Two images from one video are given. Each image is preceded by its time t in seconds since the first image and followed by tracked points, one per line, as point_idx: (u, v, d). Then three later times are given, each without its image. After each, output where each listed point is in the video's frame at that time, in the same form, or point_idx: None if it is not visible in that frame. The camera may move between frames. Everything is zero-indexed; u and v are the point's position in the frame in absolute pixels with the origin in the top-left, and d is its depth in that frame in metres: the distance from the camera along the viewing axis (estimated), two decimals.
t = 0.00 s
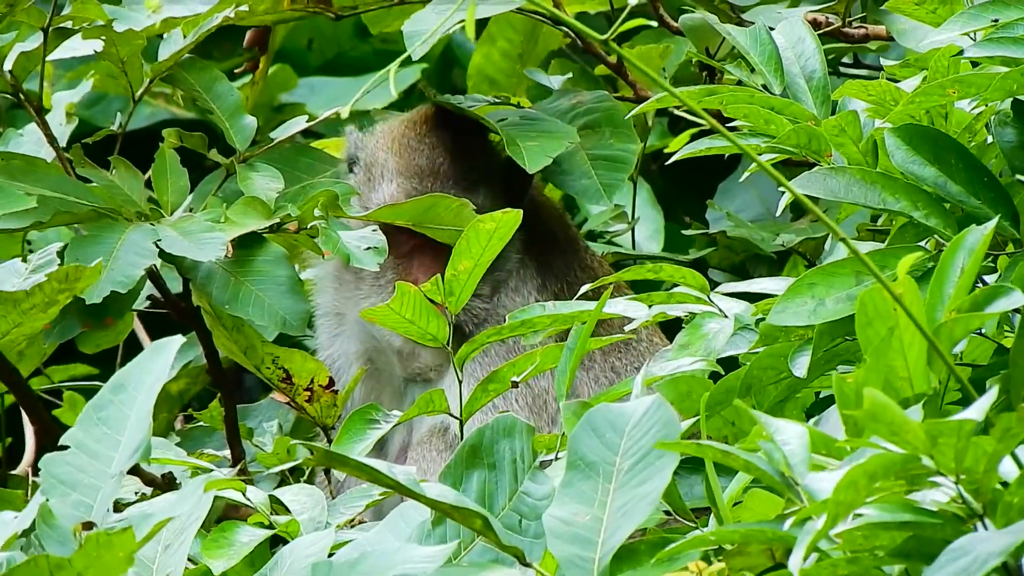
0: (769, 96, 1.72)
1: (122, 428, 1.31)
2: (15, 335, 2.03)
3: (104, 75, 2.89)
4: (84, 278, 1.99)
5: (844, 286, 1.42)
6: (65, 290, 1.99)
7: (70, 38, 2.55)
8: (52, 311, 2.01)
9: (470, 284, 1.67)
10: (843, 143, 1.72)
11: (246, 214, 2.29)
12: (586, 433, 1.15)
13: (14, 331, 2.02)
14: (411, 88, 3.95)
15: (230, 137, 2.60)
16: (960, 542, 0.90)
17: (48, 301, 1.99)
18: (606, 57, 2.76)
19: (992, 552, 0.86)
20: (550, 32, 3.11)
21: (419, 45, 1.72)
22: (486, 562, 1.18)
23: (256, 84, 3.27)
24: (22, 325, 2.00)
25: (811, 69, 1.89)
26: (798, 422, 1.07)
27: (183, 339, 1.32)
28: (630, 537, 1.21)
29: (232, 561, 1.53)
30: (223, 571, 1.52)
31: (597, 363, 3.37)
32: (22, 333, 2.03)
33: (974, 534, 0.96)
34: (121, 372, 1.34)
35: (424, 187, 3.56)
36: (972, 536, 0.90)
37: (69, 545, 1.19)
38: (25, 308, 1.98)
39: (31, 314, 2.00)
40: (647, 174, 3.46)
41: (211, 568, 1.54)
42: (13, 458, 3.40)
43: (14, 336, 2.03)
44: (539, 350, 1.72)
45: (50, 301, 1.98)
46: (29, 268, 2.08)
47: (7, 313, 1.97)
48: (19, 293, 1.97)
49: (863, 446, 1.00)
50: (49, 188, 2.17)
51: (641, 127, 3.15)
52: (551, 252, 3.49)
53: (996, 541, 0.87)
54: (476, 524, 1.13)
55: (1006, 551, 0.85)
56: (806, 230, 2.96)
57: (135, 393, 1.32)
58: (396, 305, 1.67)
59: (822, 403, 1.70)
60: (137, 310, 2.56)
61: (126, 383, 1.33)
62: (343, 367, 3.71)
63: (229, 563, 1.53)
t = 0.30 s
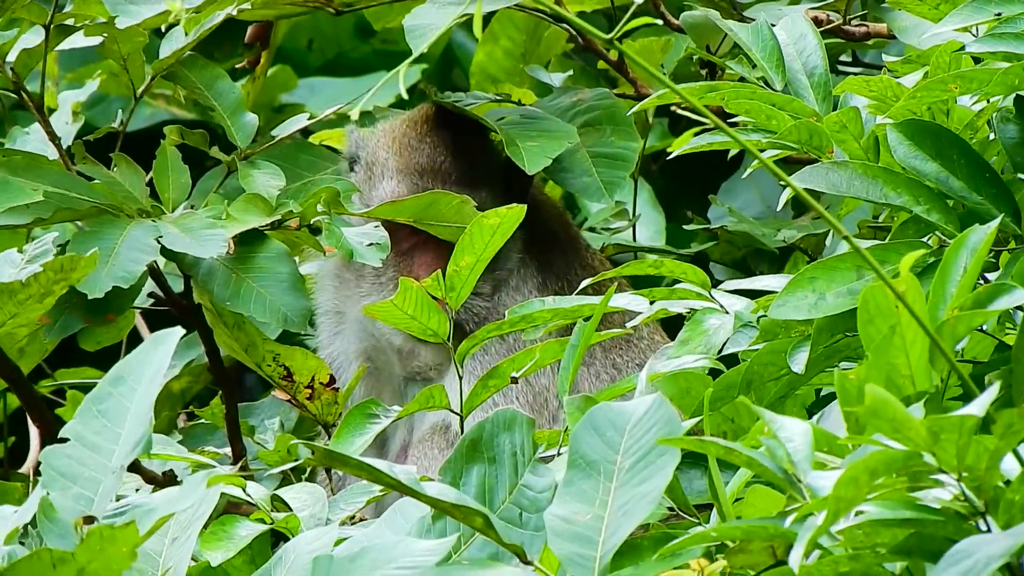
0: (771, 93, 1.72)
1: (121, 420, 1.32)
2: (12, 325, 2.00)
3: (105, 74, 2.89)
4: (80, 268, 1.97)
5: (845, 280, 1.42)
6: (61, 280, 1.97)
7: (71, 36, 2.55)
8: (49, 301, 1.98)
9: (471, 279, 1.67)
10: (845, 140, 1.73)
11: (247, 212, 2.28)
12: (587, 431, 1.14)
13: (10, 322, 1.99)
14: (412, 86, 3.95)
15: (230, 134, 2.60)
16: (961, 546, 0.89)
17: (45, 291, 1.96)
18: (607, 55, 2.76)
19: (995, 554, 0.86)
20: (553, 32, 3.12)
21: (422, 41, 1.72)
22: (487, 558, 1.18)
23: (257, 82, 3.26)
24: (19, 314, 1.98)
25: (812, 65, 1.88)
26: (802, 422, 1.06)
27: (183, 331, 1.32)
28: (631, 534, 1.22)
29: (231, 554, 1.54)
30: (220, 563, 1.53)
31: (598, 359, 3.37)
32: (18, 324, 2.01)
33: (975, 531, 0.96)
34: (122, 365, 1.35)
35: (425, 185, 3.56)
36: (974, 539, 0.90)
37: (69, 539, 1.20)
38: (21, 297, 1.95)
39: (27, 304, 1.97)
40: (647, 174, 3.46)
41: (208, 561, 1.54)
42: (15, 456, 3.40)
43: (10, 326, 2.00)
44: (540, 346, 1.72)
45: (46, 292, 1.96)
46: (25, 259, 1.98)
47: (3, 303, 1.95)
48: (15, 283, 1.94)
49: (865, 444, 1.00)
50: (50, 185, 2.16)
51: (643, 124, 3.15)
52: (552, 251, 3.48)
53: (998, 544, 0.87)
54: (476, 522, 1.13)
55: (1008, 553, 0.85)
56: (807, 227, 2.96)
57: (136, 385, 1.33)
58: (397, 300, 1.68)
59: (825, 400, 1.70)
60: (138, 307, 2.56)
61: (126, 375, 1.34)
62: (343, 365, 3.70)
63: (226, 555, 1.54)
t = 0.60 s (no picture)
0: (771, 94, 1.73)
1: (130, 422, 1.32)
2: (13, 333, 2.00)
3: (106, 74, 2.89)
4: (83, 282, 1.97)
5: (847, 282, 1.42)
6: (64, 292, 1.96)
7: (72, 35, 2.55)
8: (51, 311, 1.96)
9: (473, 280, 1.67)
10: (845, 141, 1.72)
11: (249, 210, 2.29)
12: (587, 430, 1.15)
13: (14, 329, 1.99)
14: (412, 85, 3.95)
15: (231, 133, 2.61)
16: (963, 546, 0.90)
17: (47, 301, 1.95)
18: (608, 54, 2.76)
19: (996, 554, 0.86)
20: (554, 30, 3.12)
21: (423, 38, 1.72)
22: (488, 558, 1.18)
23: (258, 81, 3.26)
24: (22, 323, 1.97)
25: (810, 65, 1.89)
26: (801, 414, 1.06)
27: (194, 335, 1.33)
28: (633, 533, 1.23)
29: (236, 559, 1.54)
30: (226, 568, 1.53)
31: (598, 359, 3.38)
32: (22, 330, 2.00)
33: (975, 531, 0.96)
34: (132, 368, 1.35)
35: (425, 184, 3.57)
36: (975, 538, 0.90)
37: (73, 540, 1.21)
38: (23, 309, 1.94)
39: (29, 314, 1.96)
40: (647, 173, 3.43)
41: (216, 565, 1.55)
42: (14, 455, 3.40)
43: (14, 332, 2.00)
44: (541, 345, 1.73)
45: (49, 303, 1.95)
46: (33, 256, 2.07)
47: (6, 314, 1.93)
48: (19, 295, 1.93)
49: (865, 444, 1.00)
50: (52, 184, 2.16)
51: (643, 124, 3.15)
52: (552, 249, 3.48)
53: (1000, 544, 0.87)
54: (478, 521, 1.13)
55: (1009, 554, 0.85)
56: (808, 227, 2.96)
57: (144, 388, 1.33)
58: (401, 303, 1.67)
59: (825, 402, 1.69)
60: (139, 306, 2.56)
61: (136, 378, 1.34)
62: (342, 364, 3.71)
63: (232, 560, 1.54)
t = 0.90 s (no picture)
0: (772, 94, 1.73)
1: (126, 424, 1.32)
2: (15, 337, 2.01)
3: (105, 75, 2.89)
4: (87, 285, 1.97)
5: (844, 281, 1.42)
6: (67, 295, 1.97)
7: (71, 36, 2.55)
8: (54, 315, 1.98)
9: (471, 281, 1.67)
10: (845, 141, 1.72)
11: (247, 215, 2.28)
12: (587, 430, 1.14)
13: (16, 333, 2.00)
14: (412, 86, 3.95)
15: (231, 136, 2.61)
16: (960, 544, 0.90)
17: (50, 305, 1.96)
18: (607, 55, 2.76)
19: (992, 553, 0.86)
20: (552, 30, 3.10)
21: (421, 40, 1.72)
22: (486, 559, 1.18)
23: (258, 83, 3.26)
24: (23, 326, 1.98)
25: (812, 65, 1.88)
26: (800, 417, 1.06)
27: (186, 339, 1.31)
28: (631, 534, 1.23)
29: (234, 556, 1.54)
30: (224, 565, 1.53)
31: (598, 361, 3.37)
32: (24, 334, 2.02)
33: (974, 531, 0.96)
34: (127, 372, 1.35)
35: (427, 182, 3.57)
36: (973, 538, 0.90)
37: (70, 538, 1.21)
38: (26, 312, 1.96)
39: (31, 317, 1.98)
40: (647, 174, 3.45)
41: (212, 562, 1.55)
42: (14, 455, 3.40)
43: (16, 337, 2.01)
44: (540, 346, 1.72)
45: (51, 306, 1.96)
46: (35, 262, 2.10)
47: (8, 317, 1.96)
48: (20, 297, 1.95)
49: (864, 445, 1.00)
50: (50, 188, 2.17)
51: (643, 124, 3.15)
52: (552, 251, 3.48)
53: (996, 542, 0.87)
54: (477, 522, 1.12)
55: (1005, 552, 0.85)
56: (807, 227, 2.96)
57: (140, 390, 1.33)
58: (397, 304, 1.67)
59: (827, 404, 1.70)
60: (138, 308, 2.56)
61: (132, 381, 1.34)
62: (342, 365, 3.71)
63: (230, 557, 1.54)
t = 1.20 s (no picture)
0: (770, 95, 1.72)
1: (122, 422, 1.32)
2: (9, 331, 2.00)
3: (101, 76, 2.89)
4: (81, 274, 1.94)
5: (844, 283, 1.42)
6: (60, 286, 1.95)
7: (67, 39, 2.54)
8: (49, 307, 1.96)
9: (470, 282, 1.67)
10: (843, 143, 1.72)
11: (242, 217, 2.28)
12: (585, 431, 1.15)
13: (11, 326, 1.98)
14: (411, 87, 3.95)
15: (224, 140, 2.60)
16: (960, 547, 0.89)
17: (44, 296, 1.95)
18: (605, 55, 2.75)
19: (992, 557, 0.86)
20: (555, 32, 3.10)
21: (419, 44, 1.72)
22: (485, 561, 1.18)
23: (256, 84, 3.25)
24: (18, 318, 1.97)
25: (811, 67, 1.88)
26: (799, 418, 1.05)
27: (181, 334, 1.33)
28: (629, 536, 1.23)
29: (232, 561, 1.53)
30: (224, 570, 1.52)
31: (592, 363, 3.37)
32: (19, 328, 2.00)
33: (973, 532, 0.96)
34: (121, 368, 1.35)
35: (422, 182, 3.59)
36: (972, 539, 0.90)
37: (67, 544, 1.20)
38: (20, 303, 1.95)
39: (25, 309, 1.96)
40: (647, 174, 3.47)
41: (211, 567, 1.54)
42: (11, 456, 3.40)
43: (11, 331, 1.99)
44: (540, 348, 1.72)
45: (45, 297, 1.95)
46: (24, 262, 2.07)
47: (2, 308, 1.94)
48: (14, 289, 1.93)
49: (862, 445, 1.00)
50: (42, 191, 2.17)
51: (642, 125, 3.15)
52: (545, 254, 3.48)
53: (996, 546, 0.87)
54: (475, 522, 1.12)
55: (1005, 556, 0.85)
56: (806, 229, 2.96)
57: (136, 386, 1.33)
58: (397, 304, 1.67)
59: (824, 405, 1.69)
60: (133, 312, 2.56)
61: (127, 377, 1.34)
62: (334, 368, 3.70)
63: (229, 562, 1.54)
